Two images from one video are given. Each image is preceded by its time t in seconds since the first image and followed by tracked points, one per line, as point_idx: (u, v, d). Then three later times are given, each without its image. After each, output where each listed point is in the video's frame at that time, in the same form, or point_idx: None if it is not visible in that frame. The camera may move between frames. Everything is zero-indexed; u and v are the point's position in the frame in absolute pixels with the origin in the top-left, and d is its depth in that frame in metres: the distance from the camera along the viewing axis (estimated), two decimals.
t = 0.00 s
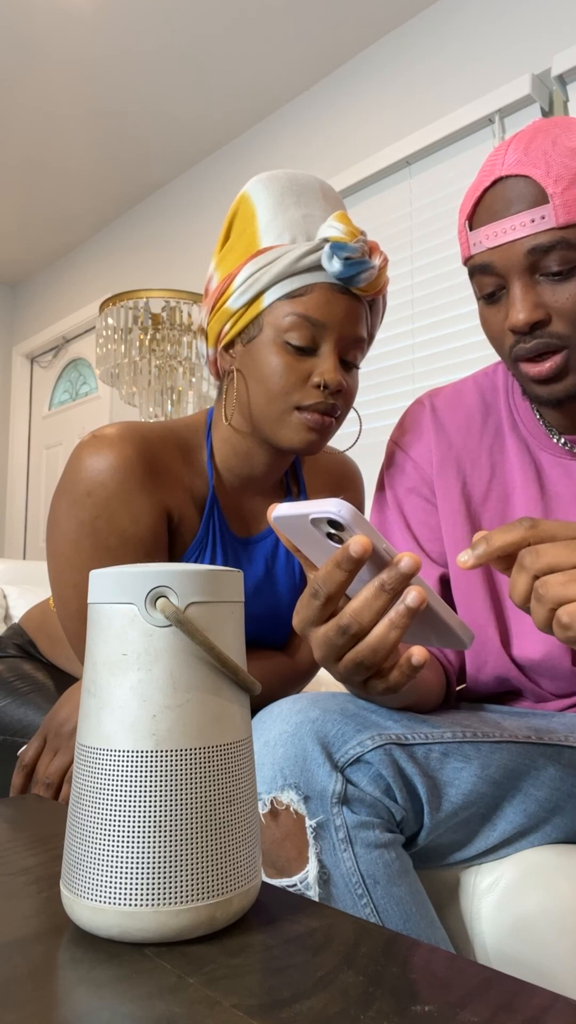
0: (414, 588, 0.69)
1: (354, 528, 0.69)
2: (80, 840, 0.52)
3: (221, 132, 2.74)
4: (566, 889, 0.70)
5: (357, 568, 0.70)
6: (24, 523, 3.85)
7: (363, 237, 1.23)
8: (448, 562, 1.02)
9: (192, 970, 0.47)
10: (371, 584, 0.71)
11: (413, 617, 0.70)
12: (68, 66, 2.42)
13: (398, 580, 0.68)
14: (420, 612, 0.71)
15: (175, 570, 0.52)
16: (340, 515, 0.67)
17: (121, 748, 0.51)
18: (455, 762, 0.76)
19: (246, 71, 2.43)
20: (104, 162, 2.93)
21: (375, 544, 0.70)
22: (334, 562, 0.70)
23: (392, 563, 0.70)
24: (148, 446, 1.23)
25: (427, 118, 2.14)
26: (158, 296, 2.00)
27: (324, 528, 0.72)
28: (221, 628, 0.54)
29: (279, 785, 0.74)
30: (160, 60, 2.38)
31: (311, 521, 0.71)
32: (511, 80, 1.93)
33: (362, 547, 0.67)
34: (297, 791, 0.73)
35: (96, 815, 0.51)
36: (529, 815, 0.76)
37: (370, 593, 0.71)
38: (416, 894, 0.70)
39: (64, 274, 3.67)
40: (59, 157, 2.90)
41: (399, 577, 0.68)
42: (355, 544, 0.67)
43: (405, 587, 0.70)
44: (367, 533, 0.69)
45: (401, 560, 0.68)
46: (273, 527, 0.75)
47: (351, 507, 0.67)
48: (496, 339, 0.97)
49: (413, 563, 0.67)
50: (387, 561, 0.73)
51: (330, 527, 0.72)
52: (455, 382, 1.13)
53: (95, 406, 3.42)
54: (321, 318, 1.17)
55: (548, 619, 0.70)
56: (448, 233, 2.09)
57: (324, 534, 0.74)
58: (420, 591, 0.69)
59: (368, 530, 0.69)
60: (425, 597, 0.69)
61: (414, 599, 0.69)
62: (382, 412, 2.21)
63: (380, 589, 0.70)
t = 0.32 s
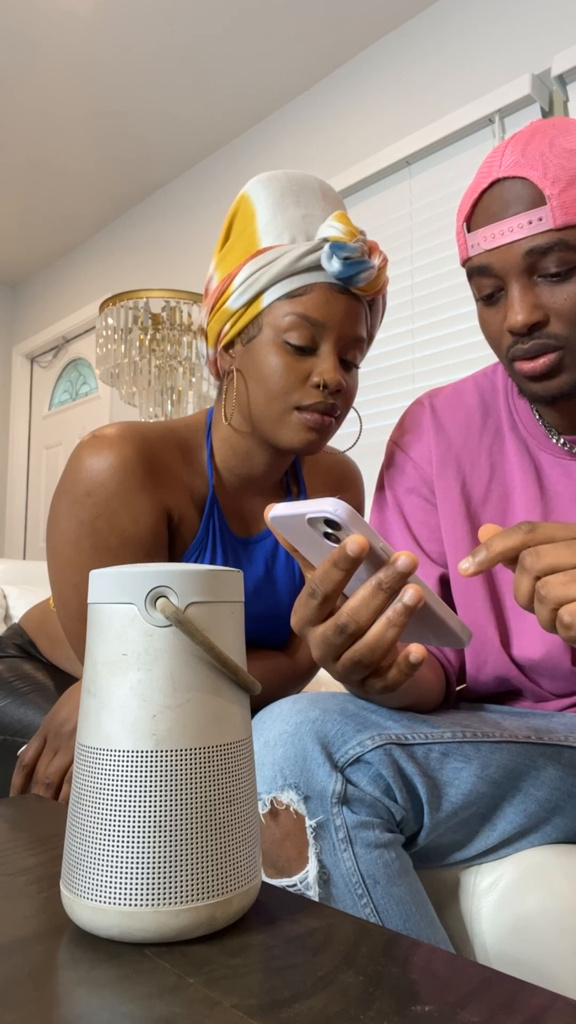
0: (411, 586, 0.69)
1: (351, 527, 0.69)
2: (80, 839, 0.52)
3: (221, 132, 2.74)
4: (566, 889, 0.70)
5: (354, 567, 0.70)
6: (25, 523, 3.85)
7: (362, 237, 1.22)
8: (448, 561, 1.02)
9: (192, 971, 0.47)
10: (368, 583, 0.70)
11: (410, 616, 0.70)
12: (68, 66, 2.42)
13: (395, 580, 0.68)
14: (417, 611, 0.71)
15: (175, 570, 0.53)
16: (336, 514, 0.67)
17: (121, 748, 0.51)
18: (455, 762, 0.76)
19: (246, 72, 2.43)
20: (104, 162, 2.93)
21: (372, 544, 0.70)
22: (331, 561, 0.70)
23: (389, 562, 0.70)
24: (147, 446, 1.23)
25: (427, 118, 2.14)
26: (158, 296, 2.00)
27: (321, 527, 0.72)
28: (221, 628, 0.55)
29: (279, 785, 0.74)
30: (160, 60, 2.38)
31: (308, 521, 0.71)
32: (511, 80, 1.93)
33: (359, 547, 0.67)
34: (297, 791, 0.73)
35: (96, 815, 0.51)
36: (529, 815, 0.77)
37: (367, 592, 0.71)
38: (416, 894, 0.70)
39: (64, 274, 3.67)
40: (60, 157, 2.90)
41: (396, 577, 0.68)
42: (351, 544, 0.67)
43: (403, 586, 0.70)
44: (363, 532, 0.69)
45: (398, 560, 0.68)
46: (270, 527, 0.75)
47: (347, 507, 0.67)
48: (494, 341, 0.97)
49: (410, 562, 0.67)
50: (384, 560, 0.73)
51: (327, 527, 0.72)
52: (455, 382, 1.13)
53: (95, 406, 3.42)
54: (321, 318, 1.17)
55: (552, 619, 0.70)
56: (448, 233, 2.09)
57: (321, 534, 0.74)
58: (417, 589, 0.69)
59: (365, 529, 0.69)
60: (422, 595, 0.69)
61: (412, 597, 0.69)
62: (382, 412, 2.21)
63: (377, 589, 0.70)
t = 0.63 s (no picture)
0: (408, 586, 0.69)
1: (346, 528, 0.69)
2: (80, 839, 0.52)
3: (221, 133, 2.74)
4: (566, 889, 0.70)
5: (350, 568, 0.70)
6: (25, 523, 3.85)
7: (362, 237, 1.22)
8: (448, 561, 1.02)
9: (192, 971, 0.47)
10: (365, 584, 0.70)
11: (407, 616, 0.70)
12: (68, 66, 2.42)
13: (392, 580, 0.68)
14: (413, 611, 0.71)
15: (175, 570, 0.52)
16: (332, 515, 0.67)
17: (121, 748, 0.51)
18: (455, 762, 0.76)
19: (247, 72, 2.43)
20: (104, 162, 2.93)
21: (368, 545, 0.70)
22: (327, 562, 0.70)
23: (386, 563, 0.70)
24: (147, 446, 1.23)
25: (427, 118, 2.14)
26: (158, 296, 2.00)
27: (318, 528, 0.72)
28: (221, 628, 0.55)
29: (279, 785, 0.74)
30: (161, 60, 2.38)
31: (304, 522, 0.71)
32: (511, 80, 1.93)
33: (354, 548, 0.67)
34: (297, 791, 0.73)
35: (96, 815, 0.51)
36: (529, 815, 0.77)
37: (363, 593, 0.71)
38: (416, 894, 0.70)
39: (64, 274, 3.67)
40: (60, 157, 2.90)
41: (393, 577, 0.68)
42: (347, 546, 0.67)
43: (399, 587, 0.70)
44: (360, 533, 0.69)
45: (394, 560, 0.67)
46: (267, 528, 0.75)
47: (343, 507, 0.67)
48: (495, 341, 0.97)
49: (406, 562, 0.67)
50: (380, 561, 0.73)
51: (323, 527, 0.72)
52: (455, 382, 1.13)
53: (95, 406, 3.42)
54: (321, 318, 1.17)
55: (545, 632, 0.70)
56: (448, 233, 2.09)
57: (317, 535, 0.74)
58: (414, 589, 0.69)
59: (360, 530, 0.69)
60: (419, 596, 0.69)
61: (409, 597, 0.69)
62: (382, 412, 2.21)
63: (374, 590, 0.70)
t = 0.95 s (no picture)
0: (403, 585, 0.69)
1: (342, 528, 0.69)
2: (80, 839, 0.52)
3: (221, 133, 2.74)
4: (566, 889, 0.70)
5: (346, 567, 0.70)
6: (25, 523, 3.85)
7: (362, 237, 1.22)
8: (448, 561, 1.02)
9: (192, 971, 0.47)
10: (361, 583, 0.70)
11: (403, 615, 0.70)
12: (68, 66, 2.42)
13: (387, 580, 0.68)
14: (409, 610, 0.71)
15: (175, 570, 0.53)
16: (327, 515, 0.68)
17: (121, 748, 0.51)
18: (455, 762, 0.76)
19: (247, 72, 2.43)
20: (104, 162, 2.93)
21: (364, 544, 0.70)
22: (323, 561, 0.70)
23: (381, 563, 0.70)
24: (147, 446, 1.23)
25: (427, 118, 2.14)
26: (158, 296, 2.00)
27: (313, 528, 0.72)
28: (221, 628, 0.55)
29: (279, 785, 0.74)
30: (161, 60, 2.38)
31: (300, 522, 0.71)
32: (511, 80, 1.93)
33: (349, 547, 0.67)
34: (297, 791, 0.73)
35: (96, 815, 0.52)
36: (529, 815, 0.77)
37: (359, 593, 0.71)
38: (416, 894, 0.70)
39: (64, 274, 3.67)
40: (60, 157, 2.90)
41: (388, 577, 0.68)
42: (342, 546, 0.67)
43: (395, 586, 0.70)
44: (355, 533, 0.69)
45: (390, 559, 0.67)
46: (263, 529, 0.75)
47: (338, 507, 0.67)
48: (491, 342, 0.97)
49: (402, 562, 0.67)
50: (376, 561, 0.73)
51: (319, 527, 0.72)
52: (455, 382, 1.14)
53: (95, 406, 3.42)
54: (320, 318, 1.17)
55: (554, 636, 0.69)
56: (448, 233, 2.09)
57: (313, 535, 0.74)
58: (409, 588, 0.69)
59: (355, 529, 0.69)
60: (415, 594, 0.69)
61: (404, 596, 0.68)
62: (382, 412, 2.21)
63: (370, 589, 0.70)
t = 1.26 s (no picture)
0: (404, 587, 0.69)
1: (343, 528, 0.69)
2: (80, 840, 0.52)
3: (221, 133, 2.74)
4: (566, 889, 0.70)
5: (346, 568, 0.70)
6: (25, 524, 3.86)
7: (362, 237, 1.22)
8: (447, 561, 1.02)
9: (192, 971, 0.47)
10: (360, 584, 0.70)
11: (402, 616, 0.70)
12: (68, 66, 2.42)
13: (388, 581, 0.68)
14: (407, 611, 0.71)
15: (175, 570, 0.53)
16: (329, 515, 0.68)
17: (121, 748, 0.51)
18: (455, 762, 0.76)
19: (247, 72, 2.43)
20: (104, 162, 2.93)
21: (365, 545, 0.70)
22: (323, 560, 0.70)
23: (382, 564, 0.70)
24: (147, 446, 1.23)
25: (427, 118, 2.14)
26: (158, 296, 2.00)
27: (315, 527, 0.72)
28: (221, 628, 0.55)
29: (279, 785, 0.74)
30: (161, 60, 2.38)
31: (303, 520, 0.71)
32: (511, 80, 1.93)
33: (350, 547, 0.67)
34: (297, 791, 0.73)
35: (96, 815, 0.51)
36: (529, 815, 0.77)
37: (359, 593, 0.71)
38: (416, 894, 0.70)
39: (64, 274, 3.67)
40: (60, 157, 2.90)
41: (388, 578, 0.68)
42: (343, 545, 0.67)
43: (394, 587, 0.70)
44: (357, 533, 0.69)
45: (391, 561, 0.67)
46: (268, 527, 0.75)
47: (340, 507, 0.67)
48: (490, 343, 0.97)
49: (402, 563, 0.67)
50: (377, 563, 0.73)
51: (320, 526, 0.72)
52: (455, 382, 1.14)
53: (95, 406, 3.42)
54: (320, 318, 1.17)
55: (528, 651, 0.74)
56: (448, 233, 2.09)
57: (315, 534, 0.74)
58: (410, 590, 0.69)
59: (357, 530, 0.69)
60: (415, 596, 0.69)
61: (404, 597, 0.68)
62: (382, 412, 2.21)
63: (369, 590, 0.70)
